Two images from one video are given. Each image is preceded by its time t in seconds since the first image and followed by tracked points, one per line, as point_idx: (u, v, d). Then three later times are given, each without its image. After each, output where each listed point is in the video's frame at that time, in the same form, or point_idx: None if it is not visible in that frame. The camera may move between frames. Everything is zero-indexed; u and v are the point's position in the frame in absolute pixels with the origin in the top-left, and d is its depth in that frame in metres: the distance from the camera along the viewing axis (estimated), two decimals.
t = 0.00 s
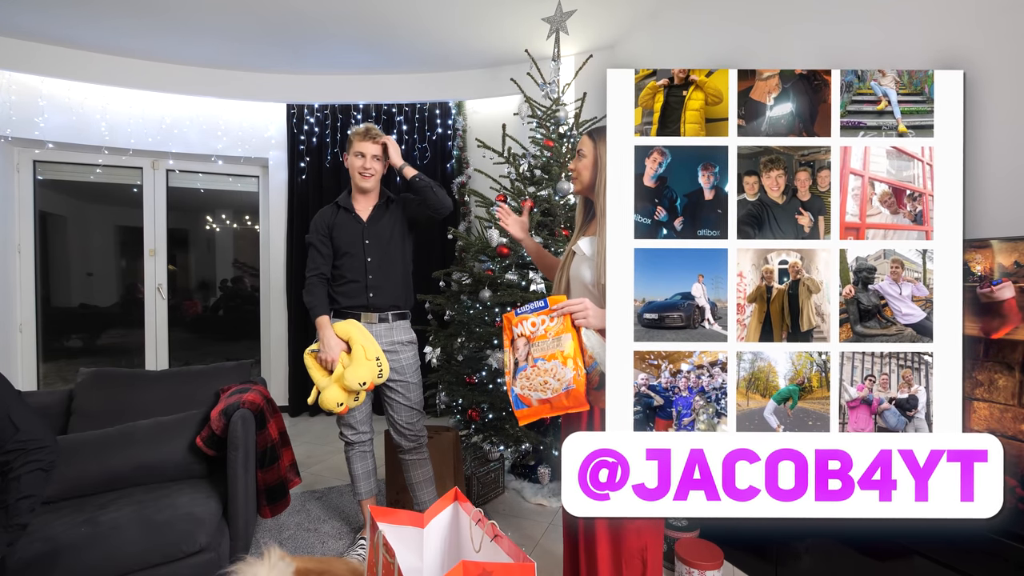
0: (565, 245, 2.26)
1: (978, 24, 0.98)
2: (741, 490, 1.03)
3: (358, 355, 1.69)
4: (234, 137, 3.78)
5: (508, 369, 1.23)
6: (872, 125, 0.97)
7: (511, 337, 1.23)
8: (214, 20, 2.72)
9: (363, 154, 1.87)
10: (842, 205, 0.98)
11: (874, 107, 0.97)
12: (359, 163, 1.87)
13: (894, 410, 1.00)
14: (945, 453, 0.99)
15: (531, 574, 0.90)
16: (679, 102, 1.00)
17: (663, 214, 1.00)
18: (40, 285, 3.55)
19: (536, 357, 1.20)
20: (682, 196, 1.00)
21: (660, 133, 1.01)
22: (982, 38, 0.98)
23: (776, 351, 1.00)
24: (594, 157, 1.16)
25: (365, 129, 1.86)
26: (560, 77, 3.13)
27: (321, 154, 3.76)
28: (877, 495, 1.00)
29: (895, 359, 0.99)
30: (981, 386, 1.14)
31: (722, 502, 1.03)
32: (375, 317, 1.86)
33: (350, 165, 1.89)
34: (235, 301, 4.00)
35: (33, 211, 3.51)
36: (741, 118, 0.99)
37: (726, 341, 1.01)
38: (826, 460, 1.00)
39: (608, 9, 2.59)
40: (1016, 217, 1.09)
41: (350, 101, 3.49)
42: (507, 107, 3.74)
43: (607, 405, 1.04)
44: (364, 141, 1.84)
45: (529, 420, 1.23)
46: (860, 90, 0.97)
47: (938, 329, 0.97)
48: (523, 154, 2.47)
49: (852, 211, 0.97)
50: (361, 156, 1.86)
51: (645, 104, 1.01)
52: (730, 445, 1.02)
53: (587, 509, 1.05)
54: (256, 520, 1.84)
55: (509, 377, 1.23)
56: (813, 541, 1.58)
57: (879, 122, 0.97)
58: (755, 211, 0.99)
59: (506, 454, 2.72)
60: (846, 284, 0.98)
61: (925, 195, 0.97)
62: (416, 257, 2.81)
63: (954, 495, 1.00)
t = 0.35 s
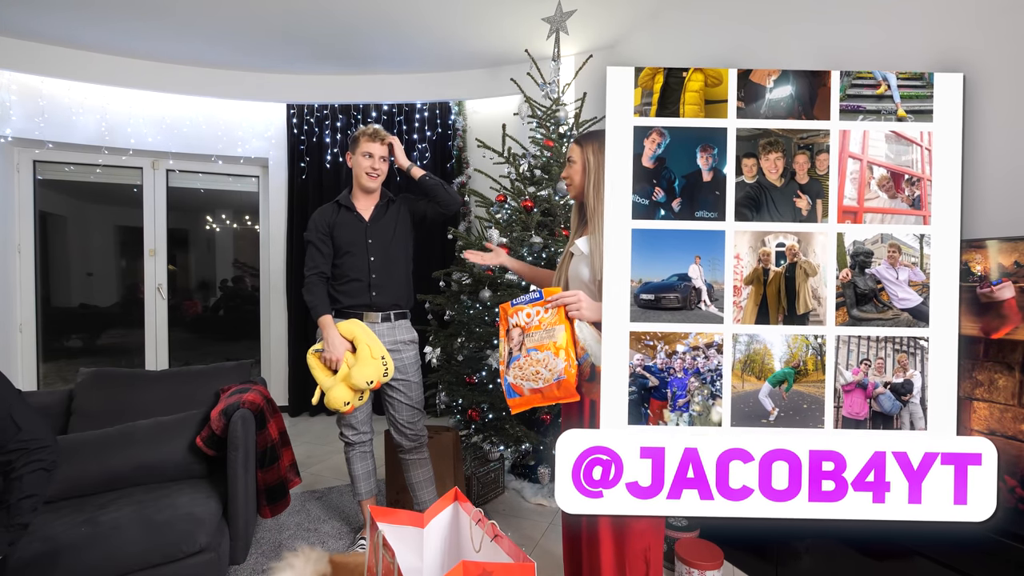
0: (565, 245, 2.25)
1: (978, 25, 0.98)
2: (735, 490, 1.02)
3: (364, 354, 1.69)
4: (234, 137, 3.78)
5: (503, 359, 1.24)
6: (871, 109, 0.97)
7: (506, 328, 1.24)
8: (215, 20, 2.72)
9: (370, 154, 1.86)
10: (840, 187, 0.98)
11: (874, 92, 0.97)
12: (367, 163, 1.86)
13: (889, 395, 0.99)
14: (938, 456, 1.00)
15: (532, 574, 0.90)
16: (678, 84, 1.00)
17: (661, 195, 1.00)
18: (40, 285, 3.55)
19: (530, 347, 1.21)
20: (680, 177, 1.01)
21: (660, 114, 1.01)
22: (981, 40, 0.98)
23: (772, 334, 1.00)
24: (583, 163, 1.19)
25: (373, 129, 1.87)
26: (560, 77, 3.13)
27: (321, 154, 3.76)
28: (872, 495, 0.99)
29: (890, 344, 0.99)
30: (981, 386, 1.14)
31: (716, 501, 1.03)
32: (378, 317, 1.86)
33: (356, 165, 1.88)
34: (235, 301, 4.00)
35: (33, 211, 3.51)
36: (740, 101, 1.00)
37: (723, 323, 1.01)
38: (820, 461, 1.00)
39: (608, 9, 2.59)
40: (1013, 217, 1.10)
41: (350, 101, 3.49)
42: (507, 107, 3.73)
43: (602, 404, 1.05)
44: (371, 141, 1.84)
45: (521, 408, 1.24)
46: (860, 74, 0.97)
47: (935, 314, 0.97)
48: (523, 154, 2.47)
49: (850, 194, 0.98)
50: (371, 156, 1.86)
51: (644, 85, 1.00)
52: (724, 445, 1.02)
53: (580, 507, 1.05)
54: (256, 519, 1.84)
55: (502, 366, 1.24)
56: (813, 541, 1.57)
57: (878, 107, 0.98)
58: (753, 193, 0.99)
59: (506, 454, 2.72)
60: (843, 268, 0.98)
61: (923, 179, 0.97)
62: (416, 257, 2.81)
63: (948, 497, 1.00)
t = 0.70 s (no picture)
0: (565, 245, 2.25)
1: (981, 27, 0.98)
2: (738, 488, 1.02)
3: (369, 353, 1.68)
4: (234, 137, 3.78)
5: (503, 360, 1.26)
6: (877, 91, 0.97)
7: (506, 329, 1.26)
8: (215, 20, 2.72)
9: (371, 155, 1.86)
10: (845, 169, 0.98)
11: (879, 74, 0.97)
12: (369, 164, 1.87)
13: (893, 376, 0.99)
14: (941, 457, 0.99)
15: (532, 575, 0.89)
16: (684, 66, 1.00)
17: (666, 175, 1.00)
18: (39, 285, 3.55)
19: (528, 347, 1.21)
20: (685, 157, 1.00)
21: (665, 94, 1.00)
22: (983, 42, 0.98)
23: (775, 314, 1.00)
24: (579, 166, 1.19)
25: (374, 130, 1.87)
26: (560, 77, 3.14)
27: (321, 154, 3.76)
28: (873, 495, 0.99)
29: (895, 325, 0.98)
30: (982, 386, 1.15)
31: (718, 499, 1.02)
32: (380, 316, 1.86)
33: (357, 165, 1.88)
34: (235, 300, 4.00)
35: (33, 211, 3.51)
36: (745, 81, 0.99)
37: (726, 303, 1.01)
38: (822, 459, 1.00)
39: (608, 9, 2.59)
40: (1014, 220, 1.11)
41: (350, 101, 3.49)
42: (507, 107, 3.74)
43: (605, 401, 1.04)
44: (372, 142, 1.84)
45: (523, 408, 1.25)
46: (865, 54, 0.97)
47: (939, 296, 0.97)
48: (523, 154, 2.47)
49: (855, 176, 0.98)
50: (372, 157, 1.86)
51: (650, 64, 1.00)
52: (728, 443, 1.02)
53: (583, 504, 1.05)
54: (256, 519, 1.85)
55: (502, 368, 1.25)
56: (814, 541, 1.57)
57: (884, 88, 0.97)
58: (758, 173, 0.99)
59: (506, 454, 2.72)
60: (847, 249, 0.98)
61: (929, 161, 0.96)
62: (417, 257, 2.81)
63: (952, 497, 1.00)
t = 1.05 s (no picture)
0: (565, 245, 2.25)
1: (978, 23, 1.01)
2: (735, 488, 1.03)
3: (368, 353, 1.68)
4: (234, 137, 3.78)
5: (504, 361, 1.25)
6: (875, 73, 0.97)
7: (506, 330, 1.25)
8: (216, 20, 2.72)
9: (369, 154, 1.86)
10: (843, 152, 0.97)
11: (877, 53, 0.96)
12: (367, 163, 1.87)
13: (890, 356, 0.99)
14: (943, 456, 1.00)
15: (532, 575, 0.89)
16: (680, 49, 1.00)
17: (665, 157, 1.00)
18: (39, 285, 3.55)
19: (530, 348, 1.21)
20: (684, 140, 1.00)
21: (664, 77, 1.00)
22: (983, 37, 1.02)
23: (773, 296, 1.00)
24: (579, 166, 1.19)
25: (371, 129, 1.87)
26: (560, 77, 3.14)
27: (321, 154, 3.76)
28: (865, 491, 1.00)
29: (892, 307, 0.98)
30: (982, 386, 1.17)
31: (715, 500, 1.03)
32: (379, 315, 1.86)
33: (356, 165, 1.88)
34: (235, 300, 4.00)
35: (33, 211, 3.51)
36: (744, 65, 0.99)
37: (725, 284, 1.00)
38: (821, 458, 1.00)
39: (608, 9, 2.59)
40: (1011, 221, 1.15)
41: (350, 101, 3.49)
42: (507, 107, 3.74)
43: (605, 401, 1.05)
44: (370, 141, 1.84)
45: (523, 409, 1.24)
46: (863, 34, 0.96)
47: (936, 277, 0.96)
48: (523, 154, 2.46)
49: (852, 158, 0.97)
50: (370, 156, 1.86)
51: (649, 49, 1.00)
52: (724, 442, 1.02)
53: (577, 504, 1.05)
54: (256, 519, 1.85)
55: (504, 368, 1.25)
56: (814, 542, 1.56)
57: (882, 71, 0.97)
58: (757, 156, 0.98)
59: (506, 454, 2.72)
60: (845, 231, 0.98)
61: (926, 144, 0.96)
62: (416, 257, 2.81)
63: (953, 498, 1.00)
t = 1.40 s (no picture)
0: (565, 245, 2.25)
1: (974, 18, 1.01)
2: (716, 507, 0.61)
3: (368, 354, 1.68)
4: (234, 136, 3.77)
5: (507, 363, 1.18)
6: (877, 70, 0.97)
7: (508, 332, 1.20)
8: (215, 20, 2.71)
9: (366, 151, 1.87)
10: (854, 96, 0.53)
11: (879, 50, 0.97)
12: (365, 160, 1.87)
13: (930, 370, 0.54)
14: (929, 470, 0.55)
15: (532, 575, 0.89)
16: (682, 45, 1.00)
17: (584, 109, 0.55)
18: (40, 285, 3.56)
19: (532, 350, 1.14)
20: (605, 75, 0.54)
21: None
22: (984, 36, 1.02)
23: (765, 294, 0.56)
24: (579, 167, 1.24)
25: (366, 128, 1.88)
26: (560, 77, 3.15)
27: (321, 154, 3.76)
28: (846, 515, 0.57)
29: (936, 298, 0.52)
30: (983, 387, 1.22)
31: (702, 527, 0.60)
32: (379, 316, 1.86)
33: (354, 163, 1.88)
34: (235, 301, 4.00)
35: (33, 211, 3.52)
36: None
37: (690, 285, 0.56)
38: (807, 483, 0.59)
39: (608, 9, 2.60)
40: None
41: (350, 101, 3.49)
42: (507, 107, 3.74)
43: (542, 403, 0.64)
44: (366, 137, 1.85)
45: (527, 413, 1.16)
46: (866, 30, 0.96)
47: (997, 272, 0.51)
48: (523, 154, 2.47)
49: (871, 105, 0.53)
50: (367, 153, 1.87)
51: None
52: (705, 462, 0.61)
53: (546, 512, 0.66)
54: (256, 520, 1.84)
55: (508, 371, 1.18)
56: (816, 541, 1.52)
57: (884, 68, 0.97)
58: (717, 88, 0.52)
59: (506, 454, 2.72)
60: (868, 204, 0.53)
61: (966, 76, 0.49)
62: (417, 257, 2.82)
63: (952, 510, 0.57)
